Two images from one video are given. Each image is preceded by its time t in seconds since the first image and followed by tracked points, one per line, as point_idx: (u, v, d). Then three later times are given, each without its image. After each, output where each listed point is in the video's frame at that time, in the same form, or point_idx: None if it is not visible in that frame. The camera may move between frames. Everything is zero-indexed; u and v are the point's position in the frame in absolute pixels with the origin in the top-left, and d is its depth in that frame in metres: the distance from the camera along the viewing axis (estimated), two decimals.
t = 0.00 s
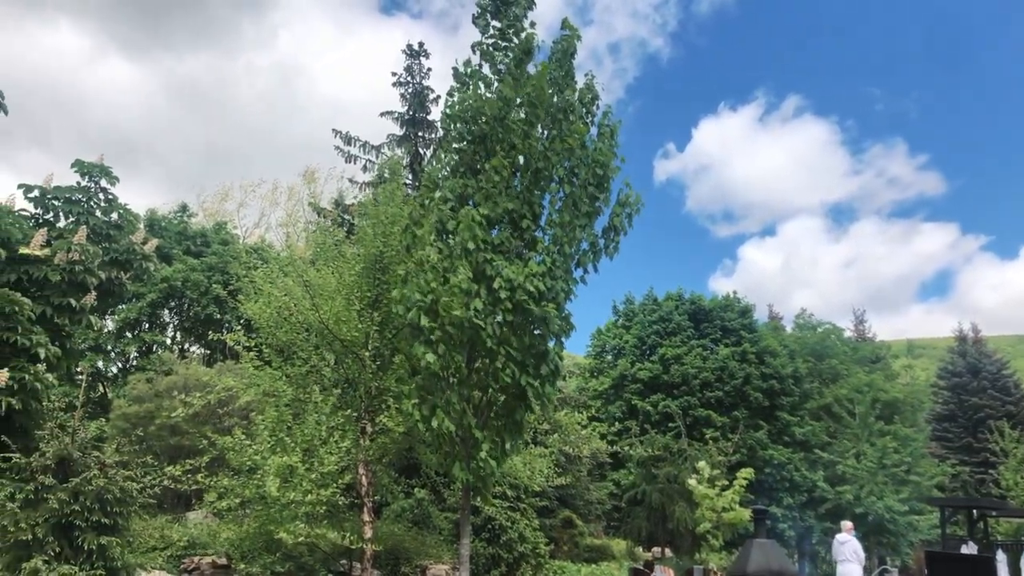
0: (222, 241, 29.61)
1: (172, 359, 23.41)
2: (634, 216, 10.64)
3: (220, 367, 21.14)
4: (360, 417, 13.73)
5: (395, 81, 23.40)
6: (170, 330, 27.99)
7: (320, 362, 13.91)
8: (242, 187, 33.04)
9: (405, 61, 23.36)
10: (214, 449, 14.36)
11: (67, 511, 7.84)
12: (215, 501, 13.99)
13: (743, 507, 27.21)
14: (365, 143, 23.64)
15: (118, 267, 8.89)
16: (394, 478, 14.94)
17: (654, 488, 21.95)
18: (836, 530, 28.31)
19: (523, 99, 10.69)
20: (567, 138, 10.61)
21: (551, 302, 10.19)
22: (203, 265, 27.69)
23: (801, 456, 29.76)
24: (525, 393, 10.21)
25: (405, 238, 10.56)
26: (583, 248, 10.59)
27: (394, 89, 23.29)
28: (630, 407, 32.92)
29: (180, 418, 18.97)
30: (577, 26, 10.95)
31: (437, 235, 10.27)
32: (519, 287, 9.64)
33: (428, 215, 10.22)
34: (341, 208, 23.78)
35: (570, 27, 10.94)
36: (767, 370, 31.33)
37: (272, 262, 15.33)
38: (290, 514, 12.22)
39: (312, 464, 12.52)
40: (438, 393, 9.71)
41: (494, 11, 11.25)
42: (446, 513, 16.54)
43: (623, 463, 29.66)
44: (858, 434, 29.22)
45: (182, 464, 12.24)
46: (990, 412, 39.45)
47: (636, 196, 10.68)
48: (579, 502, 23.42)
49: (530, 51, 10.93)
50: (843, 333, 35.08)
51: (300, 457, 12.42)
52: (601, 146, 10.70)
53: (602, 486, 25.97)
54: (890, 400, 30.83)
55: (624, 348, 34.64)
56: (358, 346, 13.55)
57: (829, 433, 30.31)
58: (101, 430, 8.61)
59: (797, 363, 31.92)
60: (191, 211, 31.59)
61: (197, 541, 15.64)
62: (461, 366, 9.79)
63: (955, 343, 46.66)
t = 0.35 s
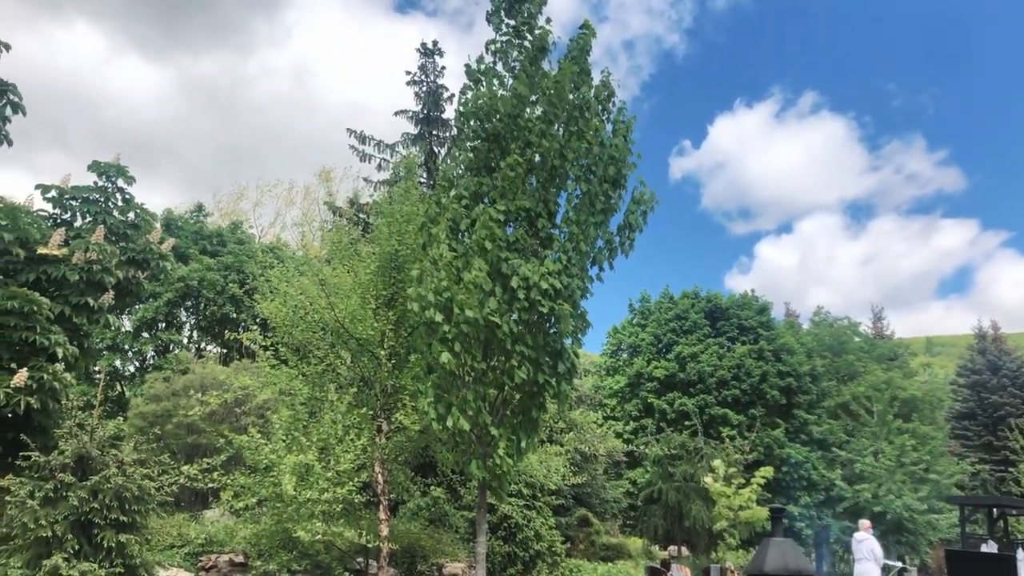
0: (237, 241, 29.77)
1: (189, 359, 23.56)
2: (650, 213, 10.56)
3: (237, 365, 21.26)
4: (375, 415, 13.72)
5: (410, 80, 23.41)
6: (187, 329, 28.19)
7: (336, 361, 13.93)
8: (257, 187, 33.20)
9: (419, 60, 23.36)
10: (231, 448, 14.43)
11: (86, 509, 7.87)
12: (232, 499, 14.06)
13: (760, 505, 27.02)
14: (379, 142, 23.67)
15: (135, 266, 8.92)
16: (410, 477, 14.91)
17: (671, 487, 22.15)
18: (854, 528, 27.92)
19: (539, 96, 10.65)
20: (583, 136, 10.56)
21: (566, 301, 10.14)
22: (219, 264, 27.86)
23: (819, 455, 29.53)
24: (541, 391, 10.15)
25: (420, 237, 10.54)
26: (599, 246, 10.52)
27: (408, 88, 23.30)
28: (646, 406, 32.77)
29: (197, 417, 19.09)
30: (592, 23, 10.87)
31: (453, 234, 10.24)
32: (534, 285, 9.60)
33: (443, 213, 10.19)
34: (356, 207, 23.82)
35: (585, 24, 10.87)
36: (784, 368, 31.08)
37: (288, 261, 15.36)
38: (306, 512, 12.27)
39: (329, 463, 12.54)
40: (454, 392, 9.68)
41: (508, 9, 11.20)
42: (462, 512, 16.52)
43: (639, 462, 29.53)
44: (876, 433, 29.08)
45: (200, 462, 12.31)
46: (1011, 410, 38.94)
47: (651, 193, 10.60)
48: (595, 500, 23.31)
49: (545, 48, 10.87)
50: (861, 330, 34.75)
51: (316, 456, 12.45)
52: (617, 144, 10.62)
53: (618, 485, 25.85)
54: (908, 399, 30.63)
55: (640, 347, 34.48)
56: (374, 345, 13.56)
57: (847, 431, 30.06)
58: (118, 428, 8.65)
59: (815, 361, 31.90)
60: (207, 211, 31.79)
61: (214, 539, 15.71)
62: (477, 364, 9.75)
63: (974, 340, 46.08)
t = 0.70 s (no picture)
0: (244, 239, 29.82)
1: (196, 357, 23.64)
2: (658, 211, 10.51)
3: (244, 364, 21.32)
4: (382, 413, 13.66)
5: (416, 78, 23.39)
6: (195, 328, 28.29)
7: (343, 360, 13.93)
8: (264, 186, 33.25)
9: (426, 58, 23.34)
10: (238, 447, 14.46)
11: (94, 507, 7.89)
12: (239, 498, 14.12)
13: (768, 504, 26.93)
14: (386, 140, 23.65)
15: (142, 265, 8.92)
16: (417, 475, 14.77)
17: (679, 485, 22.29)
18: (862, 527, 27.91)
19: (546, 94, 10.63)
20: (591, 134, 10.53)
21: (574, 299, 10.12)
22: (226, 263, 27.93)
23: (827, 453, 29.47)
24: (548, 390, 10.12)
25: (427, 235, 10.52)
26: (606, 244, 10.48)
27: (415, 86, 23.29)
28: (654, 404, 32.71)
29: (205, 415, 19.15)
30: (599, 21, 10.82)
31: (460, 232, 10.23)
32: (541, 284, 9.59)
33: (450, 211, 10.17)
34: (362, 205, 23.82)
35: (592, 22, 10.83)
36: (792, 366, 30.97)
37: (295, 260, 15.36)
38: (314, 511, 12.41)
39: (335, 462, 12.58)
40: (461, 390, 9.66)
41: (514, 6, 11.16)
42: (470, 510, 16.46)
43: (646, 461, 29.48)
44: (884, 430, 29.09)
45: (207, 461, 12.38)
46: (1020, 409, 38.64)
47: (659, 190, 10.55)
48: (602, 499, 23.12)
49: (551, 45, 10.83)
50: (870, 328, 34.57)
51: (323, 455, 12.52)
52: (625, 141, 10.59)
53: (625, 483, 25.81)
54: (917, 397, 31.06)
55: (647, 345, 34.39)
56: (380, 343, 13.54)
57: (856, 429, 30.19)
58: (127, 426, 8.66)
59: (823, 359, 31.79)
60: (214, 209, 31.87)
61: (221, 537, 15.77)
62: (484, 362, 9.74)
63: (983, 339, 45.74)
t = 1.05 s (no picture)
0: (245, 238, 29.83)
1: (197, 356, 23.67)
2: (659, 209, 10.51)
3: (244, 362, 21.34)
4: (382, 412, 13.68)
5: (416, 77, 23.38)
6: (195, 326, 28.32)
7: (344, 358, 13.94)
8: (265, 184, 33.27)
9: (426, 57, 23.32)
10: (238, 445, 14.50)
11: (94, 505, 7.89)
12: (239, 496, 14.14)
13: (767, 502, 26.94)
14: (386, 139, 23.65)
15: (143, 264, 8.90)
16: (418, 473, 14.81)
17: (677, 483, 22.01)
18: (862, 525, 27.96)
19: (546, 92, 10.64)
20: (591, 132, 10.53)
21: (574, 298, 10.12)
22: (226, 261, 27.95)
23: (827, 452, 29.79)
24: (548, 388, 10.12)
25: (428, 233, 10.54)
26: (606, 243, 10.49)
27: (415, 84, 23.28)
28: (654, 402, 32.73)
29: (205, 414, 19.18)
30: (599, 19, 10.82)
31: (460, 231, 10.24)
32: (541, 283, 9.61)
33: (450, 210, 10.19)
34: (363, 204, 23.83)
35: (592, 20, 10.83)
36: (792, 364, 31.00)
37: (296, 258, 15.37)
38: (313, 510, 12.38)
39: (335, 460, 12.60)
40: (461, 389, 9.68)
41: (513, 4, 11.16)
42: (470, 508, 16.49)
43: (646, 459, 29.52)
44: (884, 429, 28.56)
45: (207, 460, 12.41)
46: (1019, 407, 38.63)
47: (660, 188, 10.55)
48: (602, 497, 23.08)
49: (551, 43, 10.83)
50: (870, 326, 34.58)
51: (323, 453, 12.54)
52: (626, 139, 10.58)
53: (625, 482, 25.84)
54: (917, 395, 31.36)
55: (647, 343, 34.42)
56: (381, 341, 13.55)
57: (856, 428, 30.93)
58: (127, 425, 8.67)
59: (822, 357, 31.87)
60: (214, 208, 31.89)
61: (222, 535, 15.80)
62: (484, 360, 9.77)
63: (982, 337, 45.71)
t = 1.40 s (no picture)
0: (236, 235, 29.72)
1: (188, 354, 23.57)
2: (652, 208, 10.53)
3: (235, 360, 21.28)
4: (374, 411, 13.66)
5: (409, 75, 23.33)
6: (187, 324, 28.22)
7: (336, 356, 13.91)
8: (256, 182, 33.15)
9: (419, 55, 23.27)
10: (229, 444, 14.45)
11: (84, 504, 7.85)
12: (230, 495, 14.10)
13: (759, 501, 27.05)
14: (378, 137, 23.59)
15: (134, 262, 8.95)
16: (409, 472, 14.80)
17: (670, 482, 22.05)
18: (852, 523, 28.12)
19: (539, 91, 10.63)
20: (585, 131, 10.54)
21: (567, 297, 10.14)
22: (217, 259, 27.85)
23: (818, 450, 29.98)
24: (540, 386, 10.13)
25: (420, 231, 10.54)
26: (600, 242, 10.50)
27: (408, 82, 23.23)
28: (646, 401, 32.79)
29: (196, 412, 19.12)
30: (592, 17, 10.82)
31: (452, 229, 10.24)
32: (534, 282, 9.62)
33: (442, 208, 10.19)
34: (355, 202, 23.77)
35: (585, 19, 10.83)
36: (784, 363, 31.12)
37: (287, 256, 15.32)
38: (304, 508, 12.34)
39: (326, 459, 12.58)
40: (453, 388, 9.69)
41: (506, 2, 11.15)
42: (462, 506, 16.49)
43: (638, 457, 29.60)
44: (875, 429, 29.05)
45: (198, 459, 12.37)
46: (1009, 406, 38.92)
47: (654, 187, 10.57)
48: (594, 495, 23.09)
49: (543, 41, 10.84)
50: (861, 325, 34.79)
51: (314, 452, 12.52)
52: (620, 137, 10.59)
53: (617, 480, 25.88)
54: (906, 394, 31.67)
55: (640, 342, 34.48)
56: (373, 340, 13.53)
57: (846, 426, 31.56)
58: (117, 423, 8.64)
59: (813, 357, 32.04)
60: (205, 206, 31.75)
61: (212, 534, 15.76)
62: (476, 360, 9.78)
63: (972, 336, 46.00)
